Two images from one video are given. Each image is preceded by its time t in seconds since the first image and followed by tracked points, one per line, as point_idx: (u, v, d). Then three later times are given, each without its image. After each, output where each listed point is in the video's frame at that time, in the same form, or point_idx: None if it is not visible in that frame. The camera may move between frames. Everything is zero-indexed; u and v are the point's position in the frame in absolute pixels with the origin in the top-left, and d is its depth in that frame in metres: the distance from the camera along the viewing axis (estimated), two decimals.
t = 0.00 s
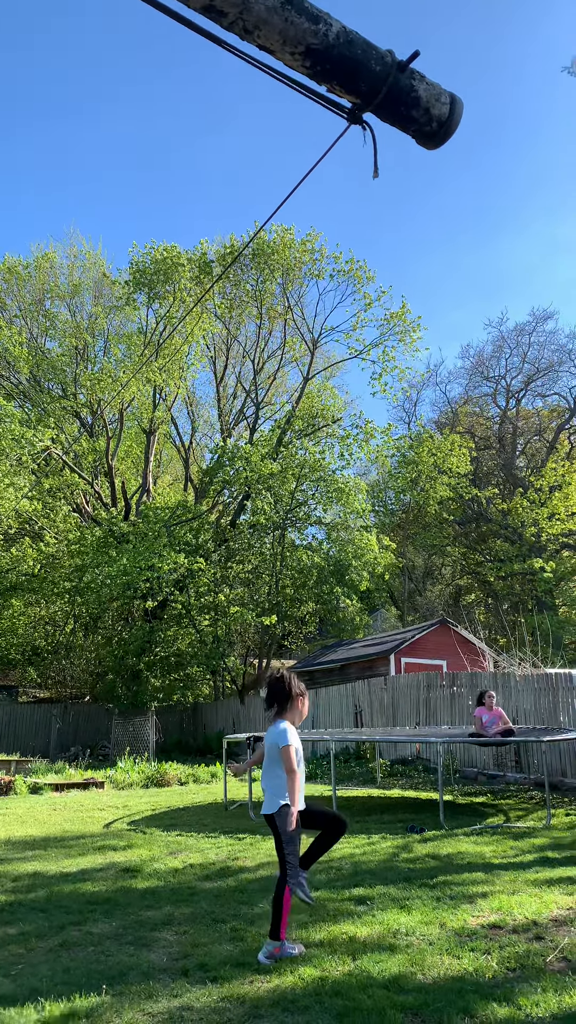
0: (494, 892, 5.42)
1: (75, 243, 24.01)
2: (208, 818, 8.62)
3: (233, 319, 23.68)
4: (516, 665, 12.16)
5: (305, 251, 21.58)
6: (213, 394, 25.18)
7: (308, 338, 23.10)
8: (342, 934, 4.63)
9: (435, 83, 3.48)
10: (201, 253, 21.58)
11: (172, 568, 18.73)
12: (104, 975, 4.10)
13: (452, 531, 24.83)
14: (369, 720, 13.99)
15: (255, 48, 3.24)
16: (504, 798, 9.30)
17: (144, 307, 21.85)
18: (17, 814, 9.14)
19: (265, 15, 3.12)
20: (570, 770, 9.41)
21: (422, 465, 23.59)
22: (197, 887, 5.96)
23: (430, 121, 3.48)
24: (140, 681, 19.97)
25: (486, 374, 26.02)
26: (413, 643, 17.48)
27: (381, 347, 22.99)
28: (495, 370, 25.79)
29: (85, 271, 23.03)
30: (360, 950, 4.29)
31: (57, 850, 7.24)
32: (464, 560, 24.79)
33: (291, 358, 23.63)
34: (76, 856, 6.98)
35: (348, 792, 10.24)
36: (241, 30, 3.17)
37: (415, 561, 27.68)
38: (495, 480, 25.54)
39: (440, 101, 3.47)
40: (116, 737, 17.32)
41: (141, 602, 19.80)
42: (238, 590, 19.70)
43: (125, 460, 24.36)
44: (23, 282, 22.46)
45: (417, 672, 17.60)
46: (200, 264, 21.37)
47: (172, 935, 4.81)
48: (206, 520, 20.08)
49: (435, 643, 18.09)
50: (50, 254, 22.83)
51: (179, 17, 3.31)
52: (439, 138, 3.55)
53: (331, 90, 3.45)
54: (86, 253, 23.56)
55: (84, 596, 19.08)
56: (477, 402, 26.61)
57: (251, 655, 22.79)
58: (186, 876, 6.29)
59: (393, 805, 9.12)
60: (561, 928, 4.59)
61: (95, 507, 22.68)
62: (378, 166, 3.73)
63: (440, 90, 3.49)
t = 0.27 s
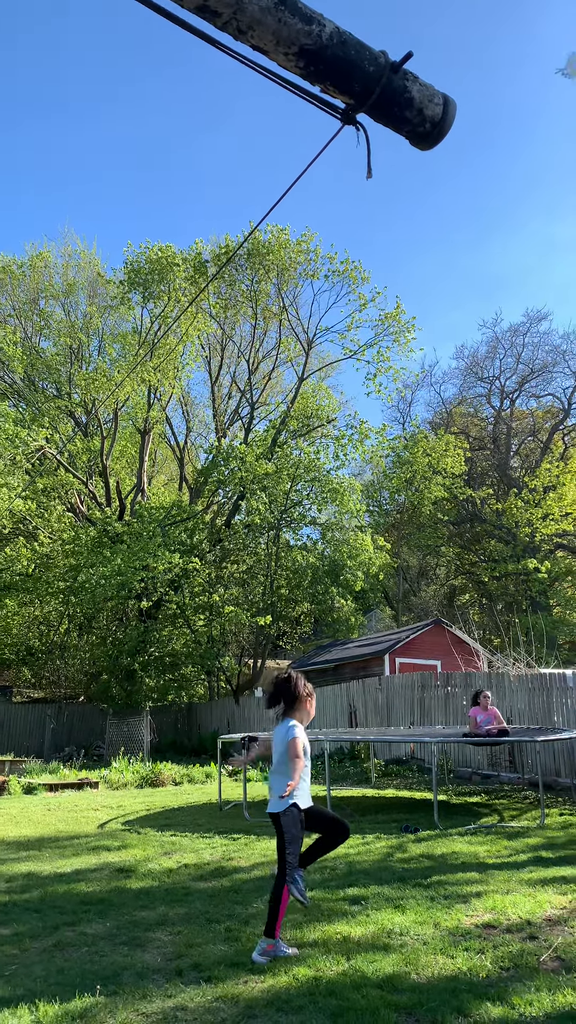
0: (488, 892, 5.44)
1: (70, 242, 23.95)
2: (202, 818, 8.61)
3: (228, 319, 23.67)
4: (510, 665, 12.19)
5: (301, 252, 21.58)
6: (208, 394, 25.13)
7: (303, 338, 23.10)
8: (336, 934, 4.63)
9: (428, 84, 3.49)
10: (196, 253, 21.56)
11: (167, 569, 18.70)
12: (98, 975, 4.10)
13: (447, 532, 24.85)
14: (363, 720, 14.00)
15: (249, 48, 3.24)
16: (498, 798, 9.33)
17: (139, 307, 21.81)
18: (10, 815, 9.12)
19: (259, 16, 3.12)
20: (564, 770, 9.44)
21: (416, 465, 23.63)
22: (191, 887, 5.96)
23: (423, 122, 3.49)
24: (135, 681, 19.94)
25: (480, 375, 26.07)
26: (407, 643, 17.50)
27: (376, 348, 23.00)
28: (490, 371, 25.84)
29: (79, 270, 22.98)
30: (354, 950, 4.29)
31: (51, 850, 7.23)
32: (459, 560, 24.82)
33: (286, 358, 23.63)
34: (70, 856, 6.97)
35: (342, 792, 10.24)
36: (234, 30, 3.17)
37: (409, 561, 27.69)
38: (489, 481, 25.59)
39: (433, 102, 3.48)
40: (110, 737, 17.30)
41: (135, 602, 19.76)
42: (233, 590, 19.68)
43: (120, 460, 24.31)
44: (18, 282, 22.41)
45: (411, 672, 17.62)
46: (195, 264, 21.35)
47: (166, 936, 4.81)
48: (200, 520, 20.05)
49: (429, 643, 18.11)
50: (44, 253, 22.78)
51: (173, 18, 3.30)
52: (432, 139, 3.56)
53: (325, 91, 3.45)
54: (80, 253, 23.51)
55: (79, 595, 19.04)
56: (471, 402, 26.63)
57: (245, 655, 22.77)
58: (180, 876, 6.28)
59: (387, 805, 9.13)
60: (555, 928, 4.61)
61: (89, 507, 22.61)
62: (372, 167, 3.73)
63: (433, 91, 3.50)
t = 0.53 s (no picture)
0: (485, 893, 5.44)
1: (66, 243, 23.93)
2: (199, 820, 8.61)
3: (225, 320, 23.67)
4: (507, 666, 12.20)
5: (298, 253, 21.61)
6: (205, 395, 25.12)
7: (300, 339, 23.11)
8: (333, 935, 4.63)
9: (425, 86, 3.50)
10: (193, 254, 21.55)
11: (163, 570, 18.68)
12: (95, 976, 4.10)
13: (444, 533, 24.85)
14: (360, 721, 14.01)
15: (246, 50, 3.24)
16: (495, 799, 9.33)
17: (136, 308, 21.78)
18: (7, 817, 9.10)
19: (256, 18, 3.12)
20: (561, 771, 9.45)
21: (413, 467, 23.64)
22: (188, 889, 5.95)
23: (420, 123, 3.50)
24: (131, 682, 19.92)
25: (477, 376, 26.09)
26: (404, 644, 17.50)
27: (373, 349, 23.00)
28: (486, 372, 25.87)
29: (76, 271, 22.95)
30: (351, 951, 4.30)
31: (48, 852, 7.22)
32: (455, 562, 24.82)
33: (283, 359, 23.63)
34: (66, 857, 6.96)
35: (339, 793, 10.25)
36: (232, 32, 3.17)
37: (406, 562, 27.70)
38: (486, 482, 25.61)
39: (430, 104, 3.49)
40: (106, 739, 17.28)
41: (131, 603, 19.74)
42: (230, 591, 19.67)
43: (116, 461, 24.29)
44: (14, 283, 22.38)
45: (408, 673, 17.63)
46: (192, 266, 21.33)
47: (163, 937, 4.80)
48: (197, 521, 20.03)
49: (426, 644, 18.12)
50: (41, 255, 22.77)
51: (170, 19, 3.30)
52: (429, 141, 3.56)
53: (322, 93, 3.46)
54: (77, 254, 23.48)
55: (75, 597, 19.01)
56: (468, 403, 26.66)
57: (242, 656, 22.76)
58: (177, 877, 6.28)
59: (384, 806, 9.14)
60: (552, 929, 4.61)
61: (86, 508, 22.58)
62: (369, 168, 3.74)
63: (430, 93, 3.51)
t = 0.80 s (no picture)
0: (479, 891, 5.45)
1: (61, 243, 23.89)
2: (194, 820, 8.59)
3: (220, 320, 23.68)
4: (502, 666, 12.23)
5: (293, 253, 21.64)
6: (200, 396, 25.11)
7: (295, 339, 23.14)
8: (328, 934, 4.64)
9: (416, 86, 3.51)
10: (188, 254, 21.56)
11: (158, 570, 18.66)
12: (88, 976, 4.09)
13: (438, 533, 24.90)
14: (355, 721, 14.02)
15: (238, 49, 3.24)
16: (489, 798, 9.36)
17: (131, 308, 21.75)
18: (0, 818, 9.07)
19: (248, 17, 3.13)
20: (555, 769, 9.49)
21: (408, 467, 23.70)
22: (183, 888, 5.95)
23: (412, 124, 3.51)
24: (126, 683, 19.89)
25: (471, 377, 26.15)
26: (399, 643, 17.53)
27: (368, 349, 23.01)
28: (480, 372, 25.93)
29: (70, 271, 22.90)
30: (346, 950, 4.30)
31: (42, 852, 7.20)
32: (450, 561, 24.86)
33: (278, 360, 23.64)
34: (61, 858, 6.95)
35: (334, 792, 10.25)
36: (223, 32, 3.17)
37: (401, 562, 27.73)
38: (480, 482, 25.67)
39: (421, 104, 3.50)
40: (101, 739, 17.25)
41: (126, 604, 19.72)
42: (225, 591, 19.66)
43: (111, 461, 24.26)
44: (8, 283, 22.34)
45: (403, 673, 17.65)
46: (187, 265, 21.34)
47: (157, 937, 4.80)
48: (192, 521, 20.02)
49: (420, 643, 18.14)
50: (35, 255, 22.73)
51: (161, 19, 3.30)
52: (421, 141, 3.58)
53: (313, 93, 3.46)
54: (72, 253, 23.45)
55: (70, 597, 18.98)
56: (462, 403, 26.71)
57: (237, 656, 22.75)
58: (171, 877, 6.27)
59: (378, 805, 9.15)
60: (546, 927, 4.62)
61: (80, 509, 22.54)
62: (360, 169, 3.75)
63: (421, 93, 3.52)
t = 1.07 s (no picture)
0: (453, 885, 5.52)
1: (42, 237, 23.70)
2: (172, 816, 8.60)
3: (203, 316, 23.63)
4: (480, 663, 12.34)
5: (276, 251, 21.65)
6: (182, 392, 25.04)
7: (277, 337, 23.16)
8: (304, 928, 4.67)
9: (396, 87, 3.54)
10: (171, 250, 21.50)
11: (139, 567, 18.59)
12: (63, 973, 4.09)
13: (418, 531, 25.03)
14: (334, 718, 14.08)
15: (219, 47, 3.25)
16: (466, 793, 9.45)
17: (112, 303, 21.64)
18: None
19: (228, 15, 3.14)
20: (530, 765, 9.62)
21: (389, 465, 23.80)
22: (160, 884, 5.96)
23: (392, 124, 3.54)
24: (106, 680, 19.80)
25: (452, 376, 26.31)
26: (378, 641, 17.62)
27: (350, 348, 23.06)
28: (462, 372, 26.09)
29: (52, 265, 22.73)
30: (321, 944, 4.34)
31: (18, 850, 7.17)
32: (429, 559, 24.98)
33: (260, 357, 23.64)
34: (38, 855, 6.92)
35: (312, 788, 10.31)
36: (204, 28, 3.18)
37: (381, 560, 27.85)
38: (460, 481, 25.84)
39: (401, 105, 3.53)
40: (80, 736, 17.18)
41: (106, 600, 19.63)
42: (206, 588, 19.63)
43: (91, 457, 24.13)
44: None
45: (382, 670, 17.75)
46: (170, 261, 21.29)
47: (134, 933, 4.81)
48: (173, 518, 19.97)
49: (400, 641, 18.25)
50: (16, 248, 22.55)
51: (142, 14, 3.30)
52: (401, 141, 3.61)
53: (294, 92, 3.48)
54: (54, 247, 23.28)
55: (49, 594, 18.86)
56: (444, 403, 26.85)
57: (217, 653, 22.74)
58: (149, 873, 6.28)
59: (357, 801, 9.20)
60: (518, 920, 4.69)
61: (61, 505, 22.40)
62: (340, 168, 3.78)
63: (402, 94, 3.54)
